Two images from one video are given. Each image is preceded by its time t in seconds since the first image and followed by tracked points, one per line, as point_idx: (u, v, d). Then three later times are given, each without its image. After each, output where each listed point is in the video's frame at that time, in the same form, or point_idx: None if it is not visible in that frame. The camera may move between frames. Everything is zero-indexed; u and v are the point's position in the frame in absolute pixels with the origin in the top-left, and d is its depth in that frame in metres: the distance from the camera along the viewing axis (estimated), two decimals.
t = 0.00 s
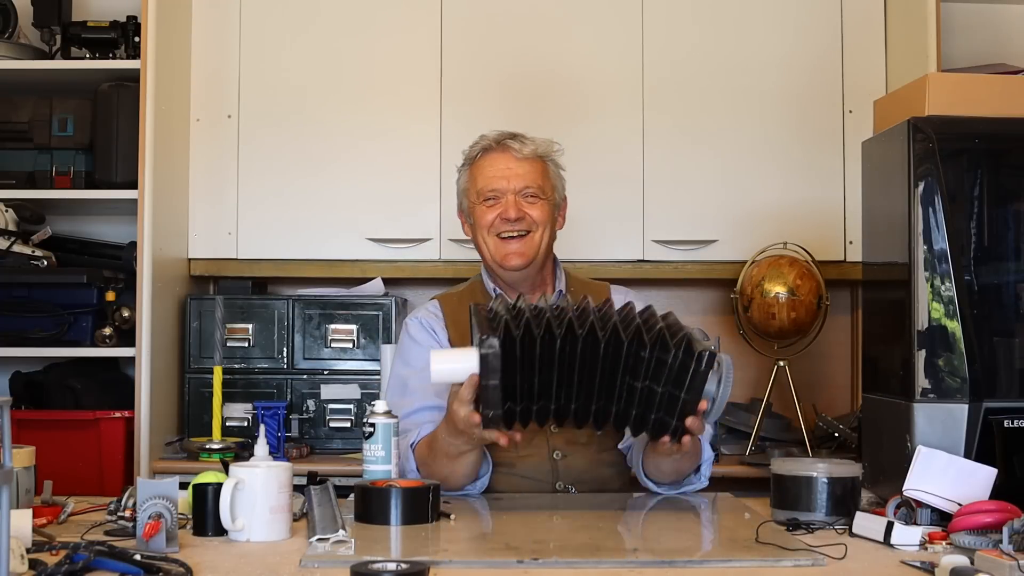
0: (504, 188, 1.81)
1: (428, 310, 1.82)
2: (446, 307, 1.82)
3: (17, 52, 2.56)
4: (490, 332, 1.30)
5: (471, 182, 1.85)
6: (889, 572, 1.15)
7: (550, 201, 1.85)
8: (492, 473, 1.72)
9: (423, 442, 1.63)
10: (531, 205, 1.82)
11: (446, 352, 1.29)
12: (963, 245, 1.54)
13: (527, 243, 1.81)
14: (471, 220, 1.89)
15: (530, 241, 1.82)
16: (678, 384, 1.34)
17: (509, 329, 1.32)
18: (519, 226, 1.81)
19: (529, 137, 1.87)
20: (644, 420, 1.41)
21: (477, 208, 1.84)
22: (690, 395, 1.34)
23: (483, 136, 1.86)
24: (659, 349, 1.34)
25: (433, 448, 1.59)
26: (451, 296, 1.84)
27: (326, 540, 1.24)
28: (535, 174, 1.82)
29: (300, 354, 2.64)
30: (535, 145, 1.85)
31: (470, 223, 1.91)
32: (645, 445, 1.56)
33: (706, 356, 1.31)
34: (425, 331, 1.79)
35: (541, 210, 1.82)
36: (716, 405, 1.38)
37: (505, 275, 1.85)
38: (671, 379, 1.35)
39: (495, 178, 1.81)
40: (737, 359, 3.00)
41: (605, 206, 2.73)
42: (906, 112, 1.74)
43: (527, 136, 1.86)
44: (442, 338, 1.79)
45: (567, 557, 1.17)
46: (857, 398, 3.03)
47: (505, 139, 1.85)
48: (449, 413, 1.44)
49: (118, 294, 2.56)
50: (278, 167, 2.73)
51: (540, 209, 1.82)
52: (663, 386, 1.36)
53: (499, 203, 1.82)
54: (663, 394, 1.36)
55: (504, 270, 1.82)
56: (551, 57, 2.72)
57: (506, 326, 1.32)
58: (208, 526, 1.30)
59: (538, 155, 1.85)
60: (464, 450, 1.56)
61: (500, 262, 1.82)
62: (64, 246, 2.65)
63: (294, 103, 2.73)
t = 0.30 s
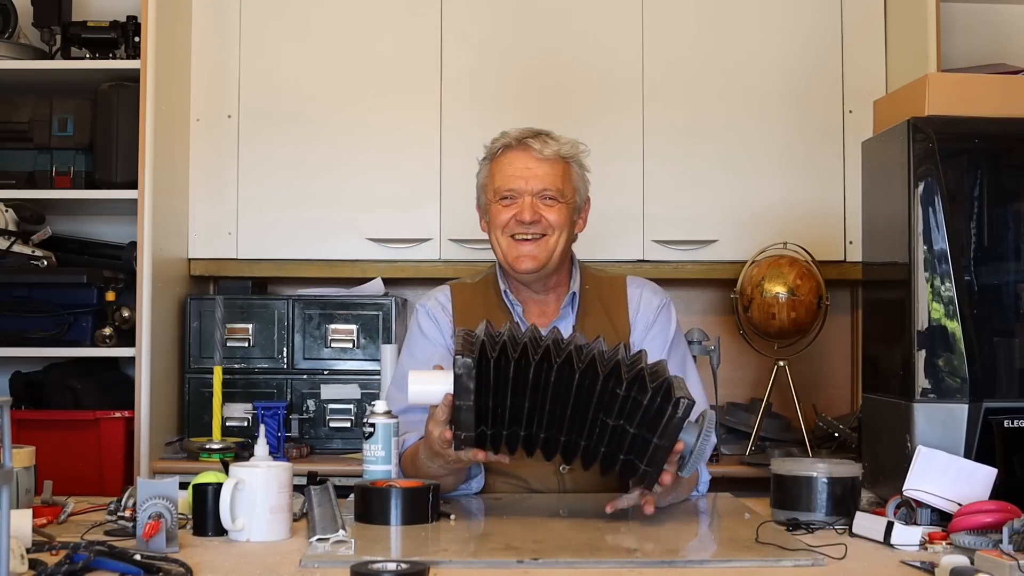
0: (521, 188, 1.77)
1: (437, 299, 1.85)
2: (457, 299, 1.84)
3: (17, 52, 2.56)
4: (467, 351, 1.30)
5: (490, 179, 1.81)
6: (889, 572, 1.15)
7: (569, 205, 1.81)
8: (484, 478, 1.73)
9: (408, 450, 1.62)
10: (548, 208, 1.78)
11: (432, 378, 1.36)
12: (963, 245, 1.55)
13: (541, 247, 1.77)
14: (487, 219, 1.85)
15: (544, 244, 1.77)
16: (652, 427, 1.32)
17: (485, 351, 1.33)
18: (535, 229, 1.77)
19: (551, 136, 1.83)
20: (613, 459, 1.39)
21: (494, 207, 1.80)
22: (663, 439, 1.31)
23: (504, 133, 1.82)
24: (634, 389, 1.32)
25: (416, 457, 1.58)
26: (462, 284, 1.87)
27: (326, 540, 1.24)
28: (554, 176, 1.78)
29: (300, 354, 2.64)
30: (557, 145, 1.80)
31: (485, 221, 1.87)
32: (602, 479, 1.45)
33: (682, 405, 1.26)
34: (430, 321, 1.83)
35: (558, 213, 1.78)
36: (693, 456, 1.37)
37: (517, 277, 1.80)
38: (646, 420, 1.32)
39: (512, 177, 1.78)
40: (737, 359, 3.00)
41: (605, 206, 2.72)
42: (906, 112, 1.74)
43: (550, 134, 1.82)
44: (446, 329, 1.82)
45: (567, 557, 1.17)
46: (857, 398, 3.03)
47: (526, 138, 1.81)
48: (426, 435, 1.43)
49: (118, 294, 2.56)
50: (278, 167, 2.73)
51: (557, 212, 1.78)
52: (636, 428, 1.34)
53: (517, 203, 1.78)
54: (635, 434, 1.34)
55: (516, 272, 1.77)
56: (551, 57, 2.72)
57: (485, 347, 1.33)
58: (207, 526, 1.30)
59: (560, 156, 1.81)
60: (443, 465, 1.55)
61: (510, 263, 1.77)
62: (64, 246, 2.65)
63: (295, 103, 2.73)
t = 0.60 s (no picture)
0: (550, 188, 1.78)
1: (453, 294, 1.86)
2: (475, 294, 1.86)
3: (17, 52, 2.56)
4: (464, 367, 1.31)
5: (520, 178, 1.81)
6: (889, 571, 1.15)
7: (597, 209, 1.81)
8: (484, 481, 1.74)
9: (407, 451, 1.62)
10: (576, 211, 1.78)
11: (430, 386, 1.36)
12: (963, 245, 1.55)
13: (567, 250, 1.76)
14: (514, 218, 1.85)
15: (570, 246, 1.76)
16: (654, 438, 1.33)
17: (483, 367, 1.32)
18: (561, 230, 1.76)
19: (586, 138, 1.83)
20: (615, 470, 1.39)
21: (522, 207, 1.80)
22: (663, 450, 1.32)
23: (537, 132, 1.82)
24: (636, 401, 1.32)
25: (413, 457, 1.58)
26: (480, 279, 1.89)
27: (326, 540, 1.24)
28: (584, 178, 1.78)
29: (300, 354, 2.64)
30: (590, 147, 1.80)
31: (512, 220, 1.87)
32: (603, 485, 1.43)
33: (685, 417, 1.28)
34: (445, 317, 1.84)
35: (586, 216, 1.78)
36: (693, 463, 1.39)
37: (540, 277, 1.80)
38: (649, 432, 1.33)
39: (542, 177, 1.78)
40: (737, 359, 3.00)
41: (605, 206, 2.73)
42: (906, 112, 1.74)
43: (584, 136, 1.81)
44: (461, 327, 1.83)
45: (567, 557, 1.17)
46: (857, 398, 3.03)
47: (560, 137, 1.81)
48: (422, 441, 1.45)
49: (118, 294, 2.56)
50: (277, 167, 2.73)
51: (585, 215, 1.78)
52: (638, 439, 1.34)
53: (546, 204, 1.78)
54: (637, 445, 1.34)
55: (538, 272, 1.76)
56: (551, 57, 2.72)
57: (483, 362, 1.32)
58: (207, 526, 1.30)
59: (591, 158, 1.80)
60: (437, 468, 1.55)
61: (533, 264, 1.77)
62: (64, 246, 2.65)
63: (295, 103, 2.73)
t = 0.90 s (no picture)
0: (564, 192, 1.77)
1: (457, 294, 1.85)
2: (478, 293, 1.85)
3: (17, 52, 2.56)
4: (465, 362, 1.30)
5: (533, 179, 1.81)
6: (889, 571, 1.15)
7: (609, 214, 1.81)
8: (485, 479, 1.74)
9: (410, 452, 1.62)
10: (588, 216, 1.78)
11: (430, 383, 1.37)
12: (963, 245, 1.55)
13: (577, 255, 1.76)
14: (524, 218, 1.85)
15: (580, 251, 1.76)
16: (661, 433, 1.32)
17: (485, 362, 1.32)
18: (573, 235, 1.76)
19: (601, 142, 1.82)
20: (621, 464, 1.38)
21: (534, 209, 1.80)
22: (670, 445, 1.32)
23: (553, 133, 1.82)
24: (642, 396, 1.32)
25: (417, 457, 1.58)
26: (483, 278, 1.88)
27: (326, 540, 1.24)
28: (598, 183, 1.78)
29: (300, 354, 2.64)
30: (605, 152, 1.80)
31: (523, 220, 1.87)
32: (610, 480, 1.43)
33: (691, 413, 1.28)
34: (448, 317, 1.83)
35: (597, 221, 1.78)
36: (699, 460, 1.39)
37: (548, 280, 1.80)
38: (656, 427, 1.33)
39: (556, 180, 1.78)
40: (737, 359, 3.00)
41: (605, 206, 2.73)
42: (906, 112, 1.74)
43: (599, 140, 1.81)
44: (464, 327, 1.83)
45: (567, 557, 1.17)
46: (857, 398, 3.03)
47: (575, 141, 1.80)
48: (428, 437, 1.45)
49: (118, 294, 2.56)
50: (278, 167, 2.73)
51: (597, 221, 1.78)
52: (645, 433, 1.34)
53: (558, 208, 1.78)
54: (644, 440, 1.34)
55: (548, 276, 1.77)
56: (551, 57, 2.72)
57: (485, 357, 1.32)
58: (208, 526, 1.30)
59: (606, 163, 1.80)
60: (442, 467, 1.55)
61: (542, 267, 1.77)
62: (64, 246, 2.65)
63: (295, 103, 2.73)
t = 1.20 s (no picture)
0: (580, 191, 1.77)
1: (453, 292, 1.85)
2: (474, 292, 1.85)
3: (17, 52, 2.56)
4: (459, 359, 1.32)
5: (550, 175, 1.80)
6: (889, 571, 1.15)
7: (619, 220, 1.82)
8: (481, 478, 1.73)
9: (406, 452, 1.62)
10: (601, 218, 1.78)
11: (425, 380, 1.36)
12: (963, 245, 1.55)
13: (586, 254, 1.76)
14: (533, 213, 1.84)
15: (589, 251, 1.76)
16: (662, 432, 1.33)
17: (480, 360, 1.32)
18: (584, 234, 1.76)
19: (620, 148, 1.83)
20: (622, 465, 1.38)
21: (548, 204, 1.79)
22: (671, 444, 1.32)
23: (574, 133, 1.82)
24: (641, 395, 1.32)
25: (413, 456, 1.59)
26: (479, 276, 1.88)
27: (326, 540, 1.24)
28: (614, 187, 1.78)
29: (300, 354, 2.64)
30: (624, 158, 1.80)
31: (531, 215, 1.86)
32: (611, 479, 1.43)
33: (691, 409, 1.28)
34: (444, 316, 1.83)
35: (609, 225, 1.78)
36: (702, 456, 1.39)
37: (552, 276, 1.79)
38: (656, 426, 1.33)
39: (574, 179, 1.78)
40: (737, 358, 3.00)
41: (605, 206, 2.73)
42: (906, 112, 1.74)
43: (619, 146, 1.82)
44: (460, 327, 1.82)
45: (567, 557, 1.17)
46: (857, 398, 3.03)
47: (596, 143, 1.81)
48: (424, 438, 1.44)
49: (118, 294, 2.56)
50: (278, 167, 2.73)
51: (608, 225, 1.78)
52: (647, 432, 1.34)
53: (574, 207, 1.77)
54: (644, 439, 1.34)
55: (553, 271, 1.76)
56: (552, 57, 2.72)
57: (480, 355, 1.33)
58: (207, 526, 1.30)
59: (623, 169, 1.81)
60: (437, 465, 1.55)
61: (549, 261, 1.75)
62: (64, 246, 2.65)
63: (295, 103, 2.73)
